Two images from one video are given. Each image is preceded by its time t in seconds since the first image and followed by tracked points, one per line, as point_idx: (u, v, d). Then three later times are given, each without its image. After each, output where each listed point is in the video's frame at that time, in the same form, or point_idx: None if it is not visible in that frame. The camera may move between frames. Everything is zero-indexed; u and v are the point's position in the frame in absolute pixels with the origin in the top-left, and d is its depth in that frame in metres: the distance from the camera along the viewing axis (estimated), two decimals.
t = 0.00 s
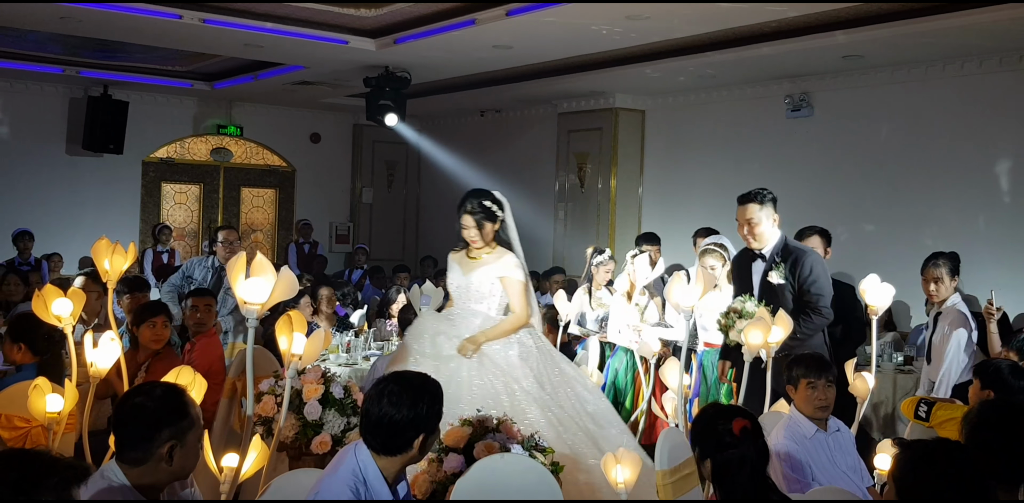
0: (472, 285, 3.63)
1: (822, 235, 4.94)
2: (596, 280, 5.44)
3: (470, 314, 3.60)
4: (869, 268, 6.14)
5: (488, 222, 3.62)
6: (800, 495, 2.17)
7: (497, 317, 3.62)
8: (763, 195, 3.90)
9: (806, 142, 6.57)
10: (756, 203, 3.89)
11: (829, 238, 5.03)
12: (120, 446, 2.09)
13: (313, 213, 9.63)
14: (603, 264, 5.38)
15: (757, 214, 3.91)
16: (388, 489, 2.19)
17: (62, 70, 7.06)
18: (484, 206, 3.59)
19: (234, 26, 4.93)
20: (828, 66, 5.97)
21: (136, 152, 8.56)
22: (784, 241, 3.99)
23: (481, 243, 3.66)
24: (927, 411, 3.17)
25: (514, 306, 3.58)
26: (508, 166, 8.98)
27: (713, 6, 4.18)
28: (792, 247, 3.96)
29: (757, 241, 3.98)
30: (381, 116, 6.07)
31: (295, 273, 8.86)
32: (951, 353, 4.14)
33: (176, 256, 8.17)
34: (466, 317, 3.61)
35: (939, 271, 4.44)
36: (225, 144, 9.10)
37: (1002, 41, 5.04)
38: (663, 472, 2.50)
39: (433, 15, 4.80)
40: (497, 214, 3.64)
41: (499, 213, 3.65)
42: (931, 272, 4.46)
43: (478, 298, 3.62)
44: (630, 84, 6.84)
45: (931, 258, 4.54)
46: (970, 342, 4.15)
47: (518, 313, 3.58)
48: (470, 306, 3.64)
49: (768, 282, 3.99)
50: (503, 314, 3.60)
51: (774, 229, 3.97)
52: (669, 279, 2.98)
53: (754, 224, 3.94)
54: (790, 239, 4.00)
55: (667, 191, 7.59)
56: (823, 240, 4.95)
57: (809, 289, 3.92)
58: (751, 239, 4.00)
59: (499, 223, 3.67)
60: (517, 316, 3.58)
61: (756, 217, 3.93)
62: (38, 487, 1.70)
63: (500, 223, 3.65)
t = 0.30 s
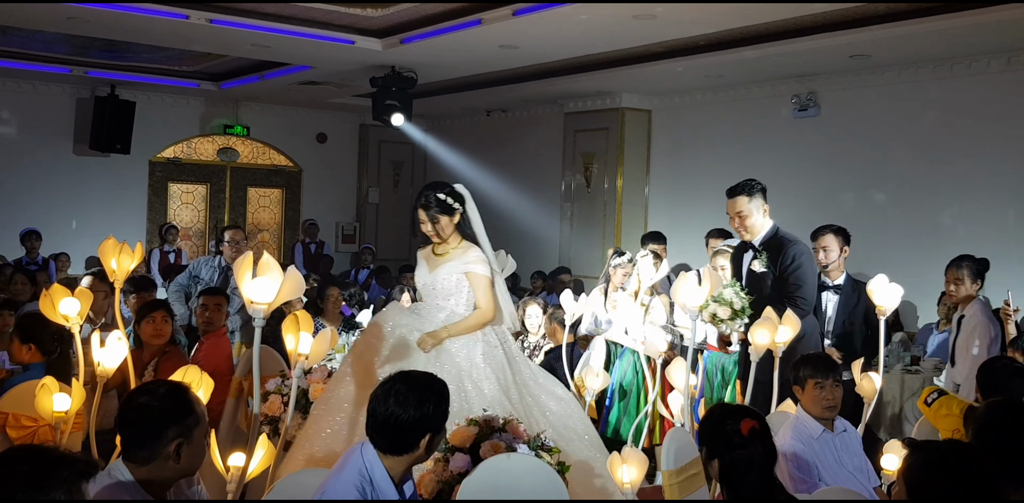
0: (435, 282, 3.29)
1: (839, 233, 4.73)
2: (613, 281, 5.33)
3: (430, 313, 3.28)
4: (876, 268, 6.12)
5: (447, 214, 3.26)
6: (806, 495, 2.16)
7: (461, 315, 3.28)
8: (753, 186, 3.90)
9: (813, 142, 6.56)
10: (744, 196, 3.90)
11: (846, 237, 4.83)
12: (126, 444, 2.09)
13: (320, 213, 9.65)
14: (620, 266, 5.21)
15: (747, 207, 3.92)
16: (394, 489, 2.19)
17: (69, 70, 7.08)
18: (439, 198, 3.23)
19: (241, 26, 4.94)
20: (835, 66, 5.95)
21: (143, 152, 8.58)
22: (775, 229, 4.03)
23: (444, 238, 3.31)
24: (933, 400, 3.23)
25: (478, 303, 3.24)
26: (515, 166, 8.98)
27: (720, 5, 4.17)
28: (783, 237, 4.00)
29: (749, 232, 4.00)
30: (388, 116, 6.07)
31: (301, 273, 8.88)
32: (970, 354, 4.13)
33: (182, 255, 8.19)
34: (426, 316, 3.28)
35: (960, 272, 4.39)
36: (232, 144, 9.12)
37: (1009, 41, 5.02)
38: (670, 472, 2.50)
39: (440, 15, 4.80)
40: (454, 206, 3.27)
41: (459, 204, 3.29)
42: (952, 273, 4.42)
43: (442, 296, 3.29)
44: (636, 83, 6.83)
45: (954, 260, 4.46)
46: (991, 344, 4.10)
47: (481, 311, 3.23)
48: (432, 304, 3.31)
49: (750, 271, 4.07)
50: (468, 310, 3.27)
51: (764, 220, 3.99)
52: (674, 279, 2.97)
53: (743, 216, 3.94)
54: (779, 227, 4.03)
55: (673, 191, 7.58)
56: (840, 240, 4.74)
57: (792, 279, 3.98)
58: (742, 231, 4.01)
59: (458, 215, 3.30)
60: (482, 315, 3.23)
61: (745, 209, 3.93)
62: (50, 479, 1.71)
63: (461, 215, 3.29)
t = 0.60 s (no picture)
0: (394, 286, 3.42)
1: (843, 233, 4.65)
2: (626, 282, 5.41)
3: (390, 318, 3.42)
4: (885, 267, 6.10)
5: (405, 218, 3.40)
6: (818, 495, 2.15)
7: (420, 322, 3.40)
8: (745, 189, 3.75)
9: (819, 140, 6.54)
10: (735, 198, 3.75)
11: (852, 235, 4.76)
12: (135, 443, 2.10)
13: (326, 213, 9.66)
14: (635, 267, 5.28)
15: (737, 210, 3.77)
16: (402, 488, 2.19)
17: (77, 70, 7.10)
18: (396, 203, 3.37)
19: (248, 26, 4.96)
20: (842, 64, 5.94)
21: (150, 153, 8.60)
22: (765, 234, 3.86)
23: (403, 243, 3.45)
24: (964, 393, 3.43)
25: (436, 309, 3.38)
26: (521, 165, 8.99)
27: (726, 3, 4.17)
28: (771, 244, 3.82)
29: (737, 236, 3.88)
30: (394, 116, 6.08)
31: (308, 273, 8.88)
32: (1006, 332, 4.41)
33: (190, 255, 8.20)
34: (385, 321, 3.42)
35: (983, 267, 4.67)
36: (239, 144, 9.14)
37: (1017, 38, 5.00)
38: (677, 471, 2.50)
39: (445, 15, 4.80)
40: (413, 209, 3.41)
41: (417, 209, 3.42)
42: (976, 268, 4.70)
43: (401, 301, 3.42)
44: (643, 82, 6.82)
45: (977, 255, 4.75)
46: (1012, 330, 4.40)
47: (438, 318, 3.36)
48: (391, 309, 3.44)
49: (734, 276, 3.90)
50: (428, 317, 3.39)
51: (755, 224, 3.84)
52: (681, 279, 2.97)
53: (733, 220, 3.81)
54: (770, 233, 3.86)
55: (680, 190, 7.57)
56: (844, 238, 4.68)
57: (768, 287, 3.77)
58: (733, 234, 3.87)
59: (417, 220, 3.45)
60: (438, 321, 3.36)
61: (735, 212, 3.79)
62: (58, 486, 1.71)
63: (419, 219, 3.42)
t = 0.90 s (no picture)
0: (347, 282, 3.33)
1: (826, 225, 4.74)
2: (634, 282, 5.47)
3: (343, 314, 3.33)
4: (887, 266, 6.10)
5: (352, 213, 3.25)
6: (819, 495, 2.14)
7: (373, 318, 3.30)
8: (722, 186, 3.84)
9: (821, 139, 6.54)
10: (711, 196, 3.84)
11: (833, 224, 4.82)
12: (140, 443, 2.10)
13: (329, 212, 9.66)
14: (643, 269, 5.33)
15: (712, 208, 3.87)
16: (405, 488, 2.20)
17: (78, 70, 7.11)
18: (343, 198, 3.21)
19: (249, 27, 4.96)
20: (843, 63, 5.94)
21: (152, 153, 8.61)
22: (738, 234, 3.95)
23: (354, 237, 3.33)
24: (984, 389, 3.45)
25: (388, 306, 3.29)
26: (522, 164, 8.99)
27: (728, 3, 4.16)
28: (743, 245, 3.91)
29: (710, 233, 3.96)
30: (395, 115, 6.07)
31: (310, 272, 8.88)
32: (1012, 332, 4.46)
33: (192, 255, 8.20)
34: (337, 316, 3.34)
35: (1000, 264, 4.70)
36: (241, 144, 9.14)
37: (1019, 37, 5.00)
38: (680, 471, 2.52)
39: (447, 14, 4.80)
40: (361, 204, 3.25)
41: (366, 203, 3.27)
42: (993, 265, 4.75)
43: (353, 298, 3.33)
44: (644, 81, 6.83)
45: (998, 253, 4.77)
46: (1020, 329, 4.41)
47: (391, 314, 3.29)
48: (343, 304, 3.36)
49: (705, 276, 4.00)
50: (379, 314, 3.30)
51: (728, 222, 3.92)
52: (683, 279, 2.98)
53: (708, 218, 3.90)
54: (743, 232, 3.95)
55: (682, 188, 7.57)
56: (828, 230, 4.76)
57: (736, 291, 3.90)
58: (706, 232, 3.96)
59: (366, 213, 3.30)
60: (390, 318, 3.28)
61: (710, 211, 3.88)
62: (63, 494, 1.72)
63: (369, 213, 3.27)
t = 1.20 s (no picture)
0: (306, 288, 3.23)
1: (827, 206, 4.88)
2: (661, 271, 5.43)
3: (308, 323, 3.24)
4: (905, 266, 6.06)
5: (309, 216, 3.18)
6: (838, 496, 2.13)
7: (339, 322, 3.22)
8: (694, 183, 3.67)
9: (838, 139, 6.50)
10: (683, 194, 3.68)
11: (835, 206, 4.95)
12: (162, 442, 2.13)
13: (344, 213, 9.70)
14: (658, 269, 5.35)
15: (685, 206, 3.69)
16: (422, 488, 2.21)
17: (97, 73, 7.17)
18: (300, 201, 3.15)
19: (265, 29, 4.98)
20: (861, 62, 5.90)
21: (170, 154, 8.66)
22: (717, 233, 3.76)
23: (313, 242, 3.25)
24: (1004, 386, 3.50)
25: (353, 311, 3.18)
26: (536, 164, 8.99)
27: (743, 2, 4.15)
28: (724, 243, 3.73)
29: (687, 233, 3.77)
30: (411, 116, 6.08)
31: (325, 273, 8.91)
32: None
33: (210, 256, 8.26)
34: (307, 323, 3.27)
35: None
36: (258, 145, 9.19)
37: None
38: (696, 471, 2.53)
39: (462, 15, 4.81)
40: (318, 207, 3.19)
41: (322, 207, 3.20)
42: None
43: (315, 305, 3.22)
44: (660, 81, 6.81)
45: None
46: None
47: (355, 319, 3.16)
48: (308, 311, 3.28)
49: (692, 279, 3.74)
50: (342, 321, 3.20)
51: (704, 220, 3.75)
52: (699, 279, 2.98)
53: (681, 217, 3.72)
54: (722, 231, 3.76)
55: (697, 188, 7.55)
56: (828, 211, 4.89)
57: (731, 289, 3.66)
58: (682, 232, 3.78)
59: (324, 217, 3.23)
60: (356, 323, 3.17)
61: (683, 209, 3.70)
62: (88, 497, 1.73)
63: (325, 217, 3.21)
